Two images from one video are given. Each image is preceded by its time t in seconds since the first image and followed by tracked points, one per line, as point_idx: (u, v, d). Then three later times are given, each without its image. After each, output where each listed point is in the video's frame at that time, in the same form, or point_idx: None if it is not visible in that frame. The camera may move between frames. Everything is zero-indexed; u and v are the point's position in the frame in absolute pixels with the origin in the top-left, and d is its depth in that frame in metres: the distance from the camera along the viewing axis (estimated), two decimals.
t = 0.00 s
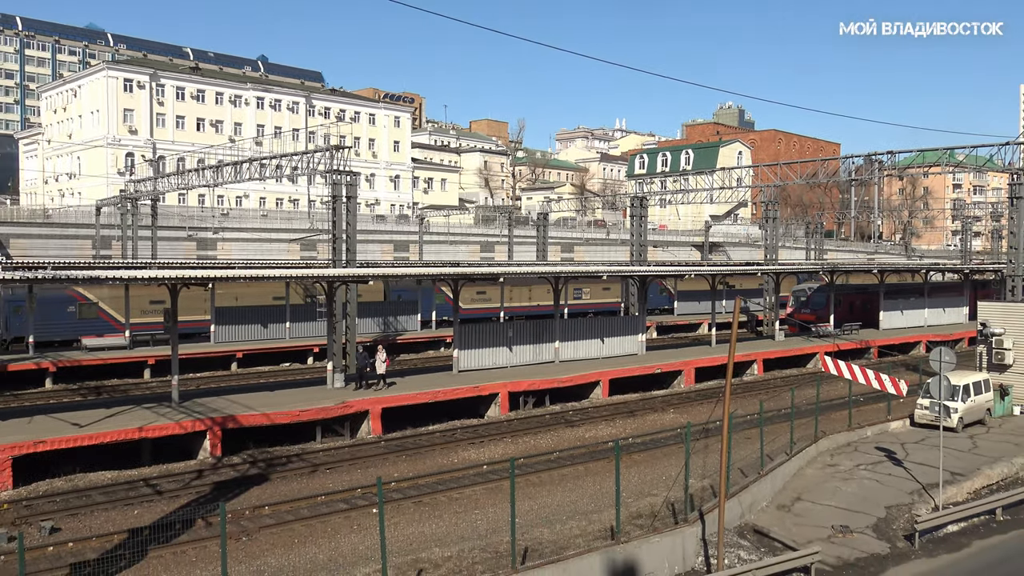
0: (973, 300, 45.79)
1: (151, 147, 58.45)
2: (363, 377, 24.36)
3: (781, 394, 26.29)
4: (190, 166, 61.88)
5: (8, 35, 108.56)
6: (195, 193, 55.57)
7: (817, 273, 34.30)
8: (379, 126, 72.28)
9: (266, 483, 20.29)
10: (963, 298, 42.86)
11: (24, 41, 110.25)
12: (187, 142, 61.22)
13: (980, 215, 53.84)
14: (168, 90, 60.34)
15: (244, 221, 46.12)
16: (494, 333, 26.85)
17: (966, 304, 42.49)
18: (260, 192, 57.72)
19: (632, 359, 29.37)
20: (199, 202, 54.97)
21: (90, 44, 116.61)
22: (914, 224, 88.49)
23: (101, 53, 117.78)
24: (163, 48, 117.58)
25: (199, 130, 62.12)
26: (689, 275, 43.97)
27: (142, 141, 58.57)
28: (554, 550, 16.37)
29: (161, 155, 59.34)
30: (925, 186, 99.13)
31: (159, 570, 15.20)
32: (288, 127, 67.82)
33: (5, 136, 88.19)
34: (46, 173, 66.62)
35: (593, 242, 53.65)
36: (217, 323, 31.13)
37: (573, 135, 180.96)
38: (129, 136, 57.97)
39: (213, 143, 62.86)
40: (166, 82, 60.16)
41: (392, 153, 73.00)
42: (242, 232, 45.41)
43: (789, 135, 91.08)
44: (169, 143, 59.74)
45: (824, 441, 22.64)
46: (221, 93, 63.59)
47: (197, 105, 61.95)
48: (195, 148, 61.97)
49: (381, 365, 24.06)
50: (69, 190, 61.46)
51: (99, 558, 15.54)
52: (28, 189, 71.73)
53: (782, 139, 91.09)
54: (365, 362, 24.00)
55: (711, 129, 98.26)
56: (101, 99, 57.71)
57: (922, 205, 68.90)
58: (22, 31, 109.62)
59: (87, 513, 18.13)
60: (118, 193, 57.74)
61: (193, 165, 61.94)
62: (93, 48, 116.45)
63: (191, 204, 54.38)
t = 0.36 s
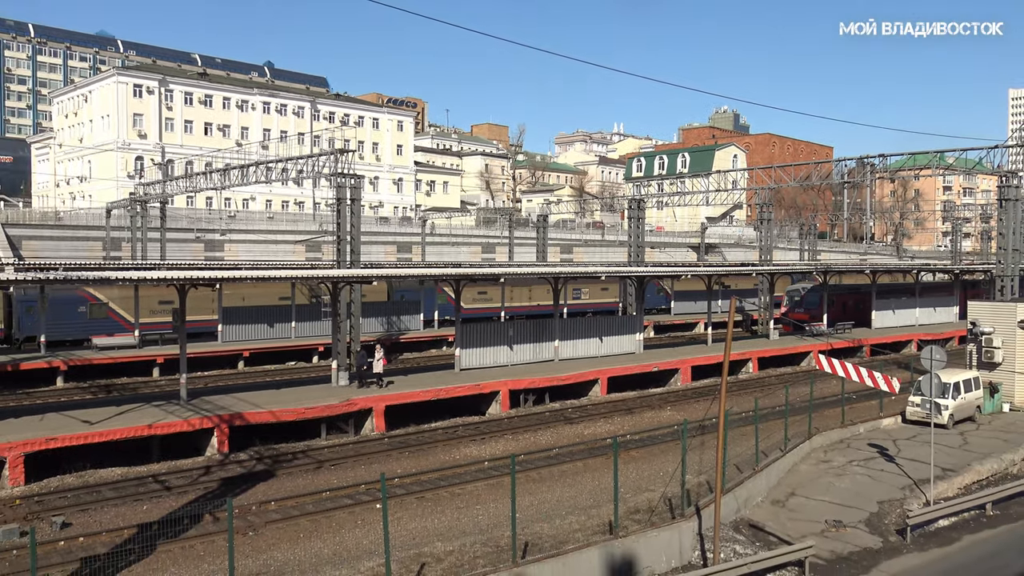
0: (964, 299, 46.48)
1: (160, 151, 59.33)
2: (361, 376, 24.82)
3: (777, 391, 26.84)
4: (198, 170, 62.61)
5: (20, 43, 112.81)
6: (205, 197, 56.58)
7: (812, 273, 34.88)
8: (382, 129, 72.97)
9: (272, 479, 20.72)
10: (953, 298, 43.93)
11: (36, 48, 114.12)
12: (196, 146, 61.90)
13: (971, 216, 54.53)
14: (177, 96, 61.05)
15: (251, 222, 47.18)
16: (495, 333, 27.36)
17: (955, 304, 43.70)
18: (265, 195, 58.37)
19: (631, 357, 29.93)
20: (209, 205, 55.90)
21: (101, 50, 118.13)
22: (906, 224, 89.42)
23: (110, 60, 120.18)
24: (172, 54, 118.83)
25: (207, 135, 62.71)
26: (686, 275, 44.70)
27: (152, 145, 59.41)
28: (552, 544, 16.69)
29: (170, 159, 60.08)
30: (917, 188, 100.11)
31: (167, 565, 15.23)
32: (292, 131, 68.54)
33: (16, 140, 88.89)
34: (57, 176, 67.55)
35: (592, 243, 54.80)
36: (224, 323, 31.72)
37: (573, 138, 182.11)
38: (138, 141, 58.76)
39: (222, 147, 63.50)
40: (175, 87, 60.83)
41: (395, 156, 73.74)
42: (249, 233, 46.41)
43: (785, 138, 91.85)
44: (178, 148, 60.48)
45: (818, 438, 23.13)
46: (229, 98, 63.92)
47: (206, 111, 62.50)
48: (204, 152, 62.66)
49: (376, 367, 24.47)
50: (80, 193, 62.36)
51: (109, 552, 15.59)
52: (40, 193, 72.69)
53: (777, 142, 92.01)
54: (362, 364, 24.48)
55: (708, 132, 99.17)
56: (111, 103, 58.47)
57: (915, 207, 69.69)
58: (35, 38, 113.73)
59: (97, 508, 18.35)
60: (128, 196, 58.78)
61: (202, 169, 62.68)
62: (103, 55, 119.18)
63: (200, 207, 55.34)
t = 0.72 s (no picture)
0: (964, 300, 46.49)
1: (160, 151, 59.31)
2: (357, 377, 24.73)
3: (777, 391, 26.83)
4: (198, 170, 62.58)
5: (20, 44, 112.99)
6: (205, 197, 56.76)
7: (812, 274, 34.85)
8: (382, 130, 72.98)
9: (272, 479, 20.70)
10: (953, 298, 43.93)
11: (36, 49, 114.33)
12: (195, 147, 61.90)
13: (971, 216, 54.51)
14: (177, 96, 61.07)
15: (251, 223, 47.20)
16: (495, 333, 27.36)
17: (955, 304, 43.71)
18: (266, 196, 58.47)
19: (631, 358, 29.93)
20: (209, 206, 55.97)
21: (101, 51, 118.24)
22: (906, 224, 89.51)
23: (111, 61, 120.33)
24: (172, 54, 118.77)
25: (207, 136, 62.70)
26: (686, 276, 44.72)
27: (151, 146, 59.42)
28: (553, 545, 16.68)
29: (170, 159, 60.05)
30: (916, 188, 100.14)
31: (168, 565, 15.24)
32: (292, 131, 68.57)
33: (18, 142, 88.93)
34: (57, 177, 67.55)
35: (592, 243, 54.82)
36: (224, 324, 31.73)
37: (572, 138, 182.42)
38: (138, 141, 58.79)
39: (221, 147, 63.48)
40: (175, 88, 60.87)
41: (395, 157, 73.83)
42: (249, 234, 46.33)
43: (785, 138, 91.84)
44: (178, 148, 60.47)
45: (818, 438, 23.13)
46: (229, 99, 63.99)
47: (206, 112, 62.55)
48: (204, 152, 62.63)
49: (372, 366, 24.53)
50: (80, 194, 62.39)
51: (110, 553, 15.61)
52: (41, 194, 72.75)
53: (777, 142, 92.05)
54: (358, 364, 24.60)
55: (708, 133, 99.25)
56: (111, 104, 58.44)
57: (915, 207, 69.74)
58: (35, 39, 113.97)
59: (98, 509, 18.36)
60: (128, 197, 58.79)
61: (201, 170, 62.64)
62: (104, 56, 119.25)
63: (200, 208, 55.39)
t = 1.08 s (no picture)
0: (963, 300, 46.53)
1: (160, 152, 59.35)
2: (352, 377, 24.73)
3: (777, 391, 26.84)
4: (198, 171, 62.61)
5: (20, 44, 112.94)
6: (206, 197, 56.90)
7: (812, 274, 34.84)
8: (382, 130, 73.01)
9: (273, 479, 20.71)
10: (953, 298, 43.95)
11: (36, 49, 114.44)
12: (196, 147, 61.95)
13: (970, 216, 54.55)
14: (177, 96, 61.11)
15: (252, 225, 47.25)
16: (495, 334, 27.36)
17: (955, 304, 43.74)
18: (266, 196, 58.56)
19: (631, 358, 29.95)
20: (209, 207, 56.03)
21: (101, 52, 118.67)
22: (906, 224, 89.63)
23: (112, 61, 120.28)
24: (172, 54, 118.82)
25: (207, 136, 62.72)
26: (687, 276, 44.75)
27: (152, 146, 59.46)
28: (553, 545, 16.69)
29: (170, 160, 60.09)
30: (915, 188, 100.23)
31: (169, 566, 15.24)
32: (292, 132, 68.61)
33: (18, 142, 89.05)
34: (58, 178, 67.60)
35: (592, 243, 54.84)
36: (225, 324, 31.73)
37: (573, 138, 182.74)
38: (139, 142, 58.83)
39: (221, 148, 63.51)
40: (175, 88, 60.91)
41: (396, 157, 73.89)
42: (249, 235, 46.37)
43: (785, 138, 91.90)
44: (178, 148, 60.51)
45: (818, 438, 23.13)
46: (229, 100, 64.05)
47: (206, 112, 62.61)
48: (204, 153, 62.65)
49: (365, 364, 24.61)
50: (81, 195, 62.44)
51: (110, 553, 15.60)
52: (42, 195, 72.82)
53: (777, 143, 92.10)
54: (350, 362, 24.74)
55: (708, 133, 99.33)
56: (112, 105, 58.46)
57: (916, 207, 69.76)
58: (36, 40, 114.13)
59: (99, 509, 18.37)
60: (128, 197, 58.80)
61: (201, 170, 62.66)
62: (104, 56, 119.34)
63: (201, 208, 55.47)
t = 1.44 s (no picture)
0: (963, 299, 46.53)
1: (160, 151, 59.37)
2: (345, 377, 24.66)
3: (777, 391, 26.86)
4: (198, 171, 62.63)
5: (20, 44, 112.86)
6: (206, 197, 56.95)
7: (812, 274, 34.81)
8: (383, 130, 73.03)
9: (273, 479, 20.71)
10: (954, 298, 43.95)
11: (36, 49, 114.42)
12: (196, 147, 61.96)
13: (971, 216, 54.54)
14: (177, 96, 61.11)
15: (253, 225, 47.30)
16: (495, 334, 27.37)
17: (955, 304, 43.72)
18: (266, 196, 58.57)
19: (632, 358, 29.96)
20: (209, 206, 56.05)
21: (101, 52, 118.93)
22: (906, 224, 89.60)
23: (112, 61, 120.41)
24: (172, 54, 118.85)
25: (207, 136, 62.73)
26: (687, 276, 44.77)
27: (152, 146, 59.48)
28: (553, 545, 16.69)
29: (170, 160, 60.10)
30: (916, 188, 100.19)
31: (169, 565, 15.24)
32: (293, 132, 68.64)
33: (19, 142, 89.16)
34: (58, 178, 67.63)
35: (593, 243, 54.84)
36: (225, 324, 31.71)
37: (573, 138, 182.87)
38: (139, 142, 58.86)
39: (221, 148, 63.53)
40: (175, 88, 60.89)
41: (396, 157, 73.90)
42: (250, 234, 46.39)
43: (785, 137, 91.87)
44: (178, 148, 60.53)
45: (819, 438, 23.14)
46: (229, 100, 64.07)
47: (206, 112, 62.63)
48: (204, 153, 62.66)
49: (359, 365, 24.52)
50: (81, 195, 62.46)
51: (110, 553, 15.59)
52: (42, 194, 72.84)
53: (777, 142, 92.07)
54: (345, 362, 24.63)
55: (708, 133, 99.37)
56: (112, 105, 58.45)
57: (916, 207, 69.75)
58: (36, 40, 114.14)
59: (100, 509, 18.37)
60: (128, 197, 58.82)
61: (201, 170, 62.68)
62: (104, 56, 119.48)
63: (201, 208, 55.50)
